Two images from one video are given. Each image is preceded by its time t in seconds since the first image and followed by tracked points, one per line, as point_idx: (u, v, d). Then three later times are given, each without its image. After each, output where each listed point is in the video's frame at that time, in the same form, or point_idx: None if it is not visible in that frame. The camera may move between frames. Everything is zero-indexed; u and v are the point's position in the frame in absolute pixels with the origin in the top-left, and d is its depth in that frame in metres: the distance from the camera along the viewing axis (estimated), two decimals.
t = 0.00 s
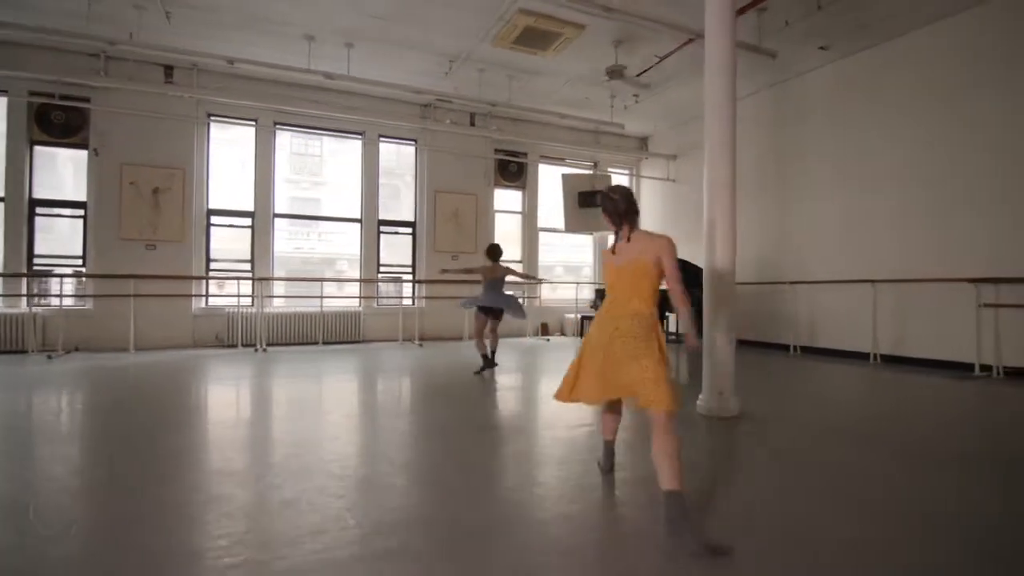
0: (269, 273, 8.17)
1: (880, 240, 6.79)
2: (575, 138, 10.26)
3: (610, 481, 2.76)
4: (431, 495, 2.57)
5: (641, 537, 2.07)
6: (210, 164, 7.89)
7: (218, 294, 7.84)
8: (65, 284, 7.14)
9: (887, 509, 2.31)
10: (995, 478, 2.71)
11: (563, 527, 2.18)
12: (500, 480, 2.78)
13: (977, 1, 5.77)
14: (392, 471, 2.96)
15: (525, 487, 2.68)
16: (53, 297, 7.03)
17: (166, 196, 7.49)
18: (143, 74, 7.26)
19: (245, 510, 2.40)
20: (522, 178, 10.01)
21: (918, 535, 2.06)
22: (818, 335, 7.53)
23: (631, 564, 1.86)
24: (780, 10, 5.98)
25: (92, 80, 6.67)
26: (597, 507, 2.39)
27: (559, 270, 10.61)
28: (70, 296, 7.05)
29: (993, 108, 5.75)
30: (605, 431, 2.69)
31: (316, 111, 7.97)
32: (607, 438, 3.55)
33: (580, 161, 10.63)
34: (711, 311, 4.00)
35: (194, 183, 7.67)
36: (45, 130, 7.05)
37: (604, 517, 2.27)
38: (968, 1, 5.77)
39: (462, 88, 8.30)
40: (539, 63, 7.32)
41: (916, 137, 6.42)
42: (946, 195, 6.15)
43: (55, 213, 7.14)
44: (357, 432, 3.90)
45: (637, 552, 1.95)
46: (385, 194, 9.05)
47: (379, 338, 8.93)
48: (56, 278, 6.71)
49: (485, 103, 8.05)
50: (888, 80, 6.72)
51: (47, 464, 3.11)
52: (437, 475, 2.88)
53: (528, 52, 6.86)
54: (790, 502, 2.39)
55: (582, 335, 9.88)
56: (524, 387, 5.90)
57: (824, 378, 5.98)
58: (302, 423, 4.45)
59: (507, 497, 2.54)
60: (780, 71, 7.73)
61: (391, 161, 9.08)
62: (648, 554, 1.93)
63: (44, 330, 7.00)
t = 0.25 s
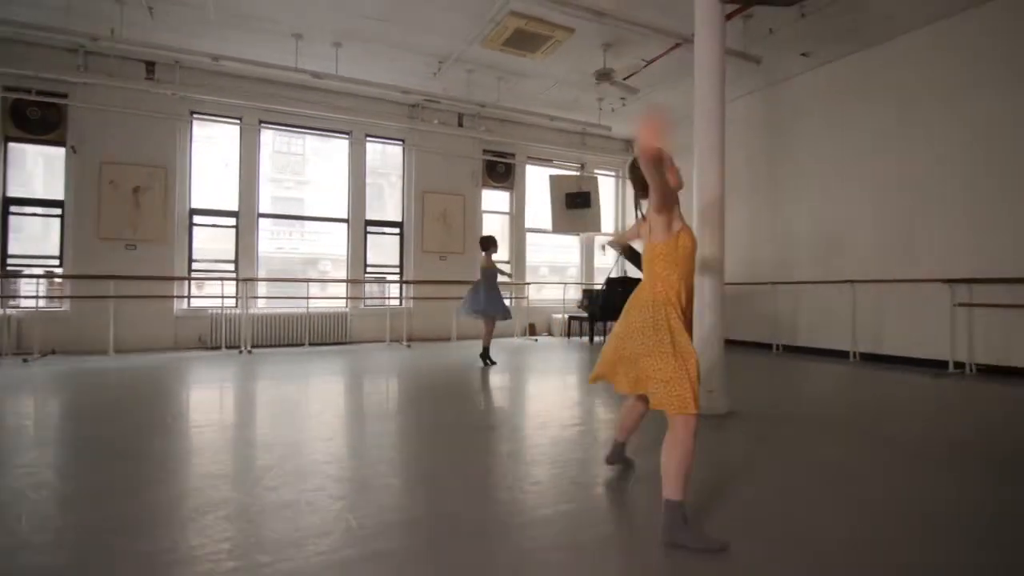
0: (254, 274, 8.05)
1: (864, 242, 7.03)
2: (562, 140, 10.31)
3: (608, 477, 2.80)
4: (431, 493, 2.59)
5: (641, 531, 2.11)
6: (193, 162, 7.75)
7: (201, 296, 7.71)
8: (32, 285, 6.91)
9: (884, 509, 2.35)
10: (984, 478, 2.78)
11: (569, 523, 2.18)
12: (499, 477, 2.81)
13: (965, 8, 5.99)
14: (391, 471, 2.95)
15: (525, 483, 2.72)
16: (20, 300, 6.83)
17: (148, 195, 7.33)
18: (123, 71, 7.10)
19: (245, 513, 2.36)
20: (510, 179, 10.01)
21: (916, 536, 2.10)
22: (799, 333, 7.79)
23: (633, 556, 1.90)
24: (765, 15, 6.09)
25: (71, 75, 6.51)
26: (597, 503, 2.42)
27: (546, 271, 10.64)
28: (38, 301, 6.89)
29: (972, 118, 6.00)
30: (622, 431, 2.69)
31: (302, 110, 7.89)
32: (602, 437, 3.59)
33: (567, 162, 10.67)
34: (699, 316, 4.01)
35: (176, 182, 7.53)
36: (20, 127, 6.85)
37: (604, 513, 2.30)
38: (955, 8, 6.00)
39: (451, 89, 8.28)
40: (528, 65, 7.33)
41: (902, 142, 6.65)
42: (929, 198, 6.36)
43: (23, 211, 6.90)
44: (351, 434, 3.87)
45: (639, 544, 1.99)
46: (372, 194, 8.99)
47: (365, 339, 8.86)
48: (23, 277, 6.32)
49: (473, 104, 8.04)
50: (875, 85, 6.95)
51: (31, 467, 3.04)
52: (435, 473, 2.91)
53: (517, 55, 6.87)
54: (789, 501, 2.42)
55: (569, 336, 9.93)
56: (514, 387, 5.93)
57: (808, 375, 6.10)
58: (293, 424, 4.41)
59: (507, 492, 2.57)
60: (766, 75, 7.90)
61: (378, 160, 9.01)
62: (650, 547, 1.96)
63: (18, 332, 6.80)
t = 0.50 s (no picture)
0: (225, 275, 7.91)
1: (822, 246, 7.46)
2: (536, 142, 10.46)
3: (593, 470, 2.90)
4: (421, 489, 2.64)
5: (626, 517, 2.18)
6: (160, 160, 7.57)
7: (170, 297, 7.54)
8: None
9: (880, 502, 2.28)
10: (991, 477, 2.65)
11: (558, 512, 2.26)
12: (487, 472, 2.88)
13: (915, 24, 6.42)
14: (378, 468, 3.00)
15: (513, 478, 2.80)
16: None
17: (113, 194, 7.14)
18: (88, 65, 6.90)
19: (233, 512, 2.35)
20: (484, 180, 10.08)
21: (918, 533, 1.98)
22: (764, 332, 8.20)
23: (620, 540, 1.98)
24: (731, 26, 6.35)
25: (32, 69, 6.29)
26: (583, 494, 2.52)
27: (520, 272, 10.75)
28: None
29: (920, 130, 6.44)
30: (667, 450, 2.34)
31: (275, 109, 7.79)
32: (583, 433, 3.70)
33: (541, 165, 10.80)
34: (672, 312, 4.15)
35: (143, 180, 7.34)
36: None
37: (592, 502, 2.39)
38: (906, 23, 6.42)
39: (426, 91, 8.32)
40: (504, 68, 7.43)
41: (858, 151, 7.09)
42: (884, 203, 6.79)
43: None
44: (333, 433, 3.87)
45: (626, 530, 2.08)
46: (346, 194, 8.94)
47: (339, 340, 8.81)
48: None
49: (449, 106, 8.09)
50: (832, 97, 7.40)
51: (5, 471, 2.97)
52: (423, 470, 2.96)
53: (493, 58, 6.96)
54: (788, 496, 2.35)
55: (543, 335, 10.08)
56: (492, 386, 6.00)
57: (773, 370, 6.36)
58: (273, 425, 4.39)
59: (495, 486, 2.64)
60: (733, 83, 8.21)
61: (352, 160, 8.95)
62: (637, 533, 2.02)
63: None
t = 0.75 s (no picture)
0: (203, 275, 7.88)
1: (790, 246, 7.81)
2: (514, 144, 10.64)
3: (573, 461, 3.07)
4: (411, 481, 2.77)
5: (608, 505, 2.34)
6: (137, 160, 7.52)
7: (147, 297, 7.49)
8: None
9: (873, 504, 2.31)
10: (991, 477, 2.66)
11: (541, 499, 2.42)
12: (473, 466, 3.02)
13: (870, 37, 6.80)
14: (367, 463, 3.11)
15: (498, 470, 2.94)
16: None
17: (88, 193, 7.06)
18: (62, 63, 6.82)
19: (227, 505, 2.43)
20: (463, 182, 10.20)
21: (913, 534, 2.01)
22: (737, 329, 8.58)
23: (604, 526, 2.12)
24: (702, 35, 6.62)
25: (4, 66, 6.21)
26: (566, 483, 2.68)
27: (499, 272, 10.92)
28: None
29: (877, 137, 6.81)
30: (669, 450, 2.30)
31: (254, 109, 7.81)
32: (563, 427, 3.87)
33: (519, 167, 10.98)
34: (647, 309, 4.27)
35: (119, 179, 7.28)
36: None
37: (575, 492, 2.54)
38: (862, 36, 6.79)
39: (406, 93, 8.42)
40: (483, 72, 7.58)
41: (822, 156, 7.44)
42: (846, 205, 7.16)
43: None
44: (317, 432, 3.95)
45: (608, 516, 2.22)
46: (326, 195, 8.97)
47: (319, 340, 8.83)
48: None
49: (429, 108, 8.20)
50: (797, 104, 7.76)
51: None
52: (411, 464, 3.08)
53: (473, 62, 7.10)
54: (785, 497, 2.40)
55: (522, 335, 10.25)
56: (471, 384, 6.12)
57: (743, 367, 6.65)
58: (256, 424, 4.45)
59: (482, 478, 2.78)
60: (704, 89, 8.52)
61: (332, 161, 8.99)
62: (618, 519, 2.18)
63: None
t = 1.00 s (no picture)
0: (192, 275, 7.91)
1: (772, 246, 8.04)
2: (502, 146, 10.77)
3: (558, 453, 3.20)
4: (402, 475, 2.87)
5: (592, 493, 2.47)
6: (126, 160, 7.53)
7: (136, 297, 7.51)
8: None
9: (876, 500, 2.30)
10: (989, 472, 2.67)
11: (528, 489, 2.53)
12: (462, 460, 3.13)
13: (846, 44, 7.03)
14: (361, 458, 3.22)
15: (487, 463, 3.06)
16: None
17: (77, 194, 7.07)
18: (50, 63, 6.83)
19: (224, 497, 2.52)
20: (451, 183, 10.31)
21: (915, 532, 1.98)
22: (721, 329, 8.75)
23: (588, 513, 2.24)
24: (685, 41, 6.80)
25: None
26: (551, 474, 2.80)
27: (487, 273, 11.04)
28: None
29: (854, 140, 7.04)
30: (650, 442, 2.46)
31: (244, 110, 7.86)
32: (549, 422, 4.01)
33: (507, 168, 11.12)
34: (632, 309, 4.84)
35: (108, 180, 7.29)
36: None
37: (560, 482, 2.66)
38: (838, 43, 7.03)
39: (395, 94, 8.51)
40: (471, 74, 7.70)
41: (801, 159, 7.68)
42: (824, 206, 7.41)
43: None
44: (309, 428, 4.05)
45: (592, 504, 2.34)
46: (315, 196, 9.04)
47: (308, 340, 8.90)
48: None
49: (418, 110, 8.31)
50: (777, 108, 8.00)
51: None
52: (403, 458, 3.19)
53: (461, 65, 7.21)
54: (786, 493, 2.38)
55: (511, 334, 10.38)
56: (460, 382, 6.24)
57: (726, 365, 6.82)
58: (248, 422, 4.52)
59: (471, 471, 2.90)
60: (687, 92, 8.72)
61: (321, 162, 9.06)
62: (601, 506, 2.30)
63: None
